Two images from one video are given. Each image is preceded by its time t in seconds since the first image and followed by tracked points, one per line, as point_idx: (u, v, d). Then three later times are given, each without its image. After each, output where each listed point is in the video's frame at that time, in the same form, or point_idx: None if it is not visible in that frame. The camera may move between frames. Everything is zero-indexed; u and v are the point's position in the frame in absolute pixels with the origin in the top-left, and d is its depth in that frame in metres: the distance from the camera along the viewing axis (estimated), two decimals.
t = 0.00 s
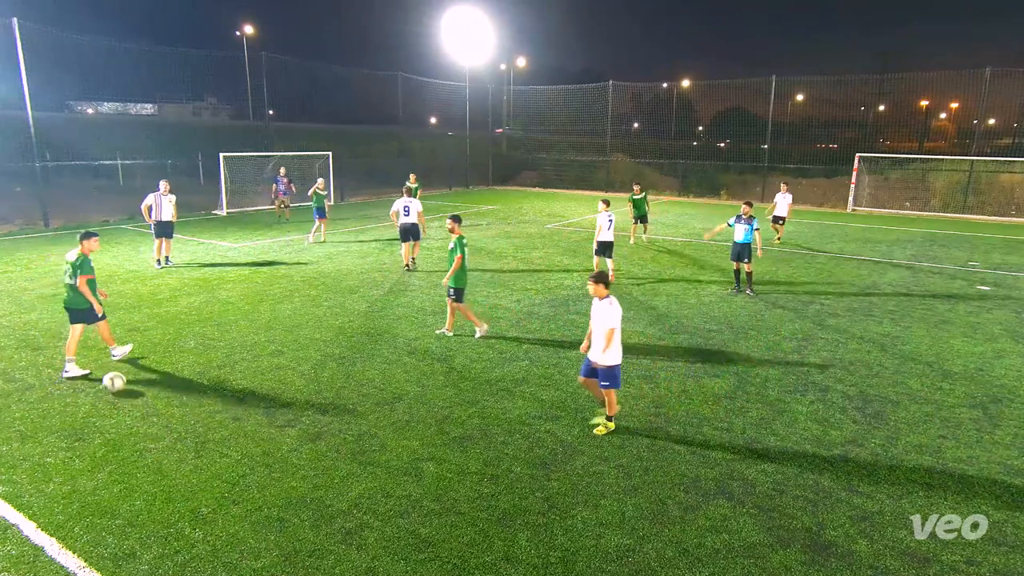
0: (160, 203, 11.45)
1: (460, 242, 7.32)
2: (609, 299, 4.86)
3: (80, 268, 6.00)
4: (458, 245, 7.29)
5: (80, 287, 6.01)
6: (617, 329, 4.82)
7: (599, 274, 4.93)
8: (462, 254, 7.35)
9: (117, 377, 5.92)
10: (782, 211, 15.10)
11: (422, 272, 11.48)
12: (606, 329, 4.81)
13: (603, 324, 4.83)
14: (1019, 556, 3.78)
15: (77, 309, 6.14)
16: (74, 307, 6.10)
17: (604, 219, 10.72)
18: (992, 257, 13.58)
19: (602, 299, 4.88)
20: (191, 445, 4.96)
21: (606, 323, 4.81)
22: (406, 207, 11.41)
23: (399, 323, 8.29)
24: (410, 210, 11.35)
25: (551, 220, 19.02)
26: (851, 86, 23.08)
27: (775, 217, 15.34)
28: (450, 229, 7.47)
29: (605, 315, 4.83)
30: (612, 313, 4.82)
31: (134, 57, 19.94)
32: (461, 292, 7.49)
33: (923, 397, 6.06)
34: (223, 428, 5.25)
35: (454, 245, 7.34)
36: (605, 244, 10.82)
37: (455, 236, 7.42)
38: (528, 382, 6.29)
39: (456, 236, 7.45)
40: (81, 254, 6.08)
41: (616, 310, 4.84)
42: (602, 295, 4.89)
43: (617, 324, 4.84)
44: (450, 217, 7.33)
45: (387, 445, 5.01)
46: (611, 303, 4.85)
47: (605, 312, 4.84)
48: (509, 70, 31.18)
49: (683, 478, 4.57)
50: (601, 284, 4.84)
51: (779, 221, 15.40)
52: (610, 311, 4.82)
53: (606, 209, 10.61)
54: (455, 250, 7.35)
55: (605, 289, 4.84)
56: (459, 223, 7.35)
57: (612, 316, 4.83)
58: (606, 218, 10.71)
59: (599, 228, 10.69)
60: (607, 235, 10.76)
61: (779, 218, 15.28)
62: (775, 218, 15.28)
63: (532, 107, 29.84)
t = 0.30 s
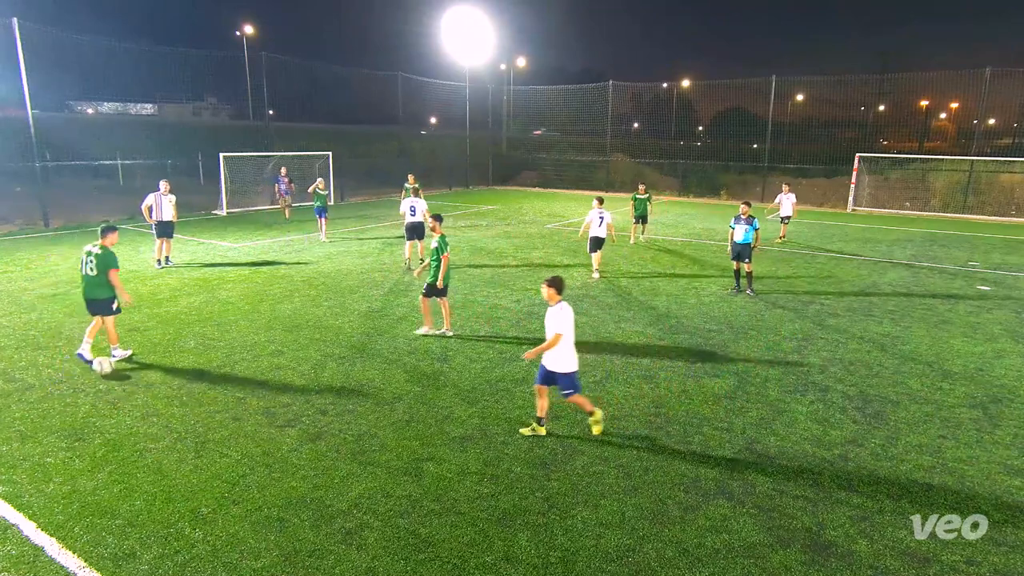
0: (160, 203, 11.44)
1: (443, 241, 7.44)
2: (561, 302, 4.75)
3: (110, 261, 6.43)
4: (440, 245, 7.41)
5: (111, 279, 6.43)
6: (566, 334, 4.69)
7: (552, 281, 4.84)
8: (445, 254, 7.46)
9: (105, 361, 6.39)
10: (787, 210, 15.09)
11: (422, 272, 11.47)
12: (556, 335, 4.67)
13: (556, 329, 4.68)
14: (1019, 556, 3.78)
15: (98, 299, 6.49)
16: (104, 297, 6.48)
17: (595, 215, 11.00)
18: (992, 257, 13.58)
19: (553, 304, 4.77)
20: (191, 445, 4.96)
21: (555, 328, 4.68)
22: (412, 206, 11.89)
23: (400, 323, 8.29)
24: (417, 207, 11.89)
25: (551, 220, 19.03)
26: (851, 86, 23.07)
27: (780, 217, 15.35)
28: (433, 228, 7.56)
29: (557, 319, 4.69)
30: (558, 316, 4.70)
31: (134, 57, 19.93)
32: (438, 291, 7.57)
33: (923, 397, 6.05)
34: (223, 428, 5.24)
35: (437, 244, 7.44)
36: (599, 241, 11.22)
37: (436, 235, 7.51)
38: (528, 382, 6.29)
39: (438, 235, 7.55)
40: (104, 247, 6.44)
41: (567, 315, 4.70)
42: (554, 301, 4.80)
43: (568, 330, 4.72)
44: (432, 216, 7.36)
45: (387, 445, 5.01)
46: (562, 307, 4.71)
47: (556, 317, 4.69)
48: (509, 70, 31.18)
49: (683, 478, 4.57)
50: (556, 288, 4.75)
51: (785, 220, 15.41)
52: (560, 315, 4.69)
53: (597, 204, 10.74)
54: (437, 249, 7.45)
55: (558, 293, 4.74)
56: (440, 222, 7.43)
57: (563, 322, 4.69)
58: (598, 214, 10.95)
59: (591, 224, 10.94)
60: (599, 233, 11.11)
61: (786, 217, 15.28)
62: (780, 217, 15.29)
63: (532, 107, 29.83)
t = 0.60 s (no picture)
0: (160, 203, 11.43)
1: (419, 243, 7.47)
2: (516, 303, 4.81)
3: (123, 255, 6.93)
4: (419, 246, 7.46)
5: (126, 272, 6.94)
6: (529, 334, 4.74)
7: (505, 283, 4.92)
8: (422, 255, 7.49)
9: (98, 346, 6.74)
10: (792, 210, 15.09)
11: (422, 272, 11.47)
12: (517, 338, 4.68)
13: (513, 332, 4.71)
14: (1019, 556, 3.78)
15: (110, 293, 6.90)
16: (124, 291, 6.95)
17: (591, 211, 11.15)
18: (992, 257, 13.58)
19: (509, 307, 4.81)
20: (191, 445, 4.96)
21: (514, 331, 4.69)
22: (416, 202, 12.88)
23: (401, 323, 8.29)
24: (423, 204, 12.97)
25: (551, 220, 19.04)
26: (851, 85, 23.08)
27: (787, 216, 15.35)
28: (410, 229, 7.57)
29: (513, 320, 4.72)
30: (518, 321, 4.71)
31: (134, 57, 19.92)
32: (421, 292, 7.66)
33: (923, 397, 6.05)
34: (223, 428, 5.25)
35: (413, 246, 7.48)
36: (593, 237, 11.72)
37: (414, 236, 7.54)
38: (529, 382, 6.29)
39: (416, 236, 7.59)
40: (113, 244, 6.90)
41: (522, 317, 4.73)
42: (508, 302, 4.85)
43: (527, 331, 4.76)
44: (410, 218, 7.30)
45: (387, 445, 5.01)
46: (518, 308, 4.76)
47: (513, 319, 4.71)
48: (509, 70, 31.19)
49: (683, 478, 4.57)
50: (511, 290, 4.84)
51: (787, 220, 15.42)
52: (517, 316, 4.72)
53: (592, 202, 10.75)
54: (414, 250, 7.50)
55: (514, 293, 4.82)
56: (417, 223, 7.45)
57: (519, 324, 4.71)
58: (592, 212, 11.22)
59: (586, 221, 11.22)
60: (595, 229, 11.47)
61: (790, 217, 15.26)
62: (785, 216, 15.28)
63: (532, 107, 29.84)
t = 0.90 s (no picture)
0: (160, 203, 11.43)
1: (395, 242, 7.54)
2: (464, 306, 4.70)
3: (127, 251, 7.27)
4: (397, 244, 7.55)
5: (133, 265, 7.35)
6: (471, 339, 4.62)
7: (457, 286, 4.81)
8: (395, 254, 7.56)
9: (94, 336, 7.12)
10: (796, 210, 15.09)
11: (423, 272, 11.48)
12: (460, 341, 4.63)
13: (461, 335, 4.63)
14: (1019, 556, 3.78)
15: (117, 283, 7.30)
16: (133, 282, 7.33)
17: (586, 210, 11.57)
18: (993, 257, 13.57)
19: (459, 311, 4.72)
20: (191, 445, 4.96)
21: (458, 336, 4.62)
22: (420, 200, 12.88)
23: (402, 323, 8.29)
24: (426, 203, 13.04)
25: (551, 220, 19.05)
26: (851, 85, 23.07)
27: (792, 216, 15.33)
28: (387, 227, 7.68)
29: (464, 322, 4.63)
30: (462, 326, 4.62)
31: (133, 57, 19.91)
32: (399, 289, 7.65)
33: (923, 397, 6.05)
34: (223, 428, 5.25)
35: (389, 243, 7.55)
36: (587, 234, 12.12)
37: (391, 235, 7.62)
38: (529, 382, 6.29)
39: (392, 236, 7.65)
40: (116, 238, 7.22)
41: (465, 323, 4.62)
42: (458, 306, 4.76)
43: (476, 333, 4.66)
44: (388, 217, 7.51)
45: (387, 445, 5.01)
46: (464, 311, 4.66)
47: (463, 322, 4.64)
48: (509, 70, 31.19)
49: (683, 478, 4.57)
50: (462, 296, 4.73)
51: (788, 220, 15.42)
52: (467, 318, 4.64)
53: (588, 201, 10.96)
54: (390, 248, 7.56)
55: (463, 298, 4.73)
56: (394, 222, 7.63)
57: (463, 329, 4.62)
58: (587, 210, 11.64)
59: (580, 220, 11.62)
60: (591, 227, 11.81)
61: (793, 217, 15.24)
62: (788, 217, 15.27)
63: (532, 107, 29.84)
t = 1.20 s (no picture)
0: (159, 203, 11.43)
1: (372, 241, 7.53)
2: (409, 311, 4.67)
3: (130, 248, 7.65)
4: (373, 243, 7.52)
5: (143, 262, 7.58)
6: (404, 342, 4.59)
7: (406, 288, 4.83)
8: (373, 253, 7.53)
9: (89, 327, 7.48)
10: (798, 208, 15.08)
11: (423, 272, 11.48)
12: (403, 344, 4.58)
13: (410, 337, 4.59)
14: (1019, 556, 3.77)
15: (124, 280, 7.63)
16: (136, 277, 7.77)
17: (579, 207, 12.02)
18: (992, 257, 13.57)
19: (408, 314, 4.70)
20: (191, 445, 4.96)
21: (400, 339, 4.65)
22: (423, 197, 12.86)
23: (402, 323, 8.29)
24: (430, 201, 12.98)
25: (551, 220, 19.05)
26: (851, 85, 23.07)
27: (792, 216, 15.33)
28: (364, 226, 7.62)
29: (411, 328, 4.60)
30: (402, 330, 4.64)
31: (133, 57, 19.91)
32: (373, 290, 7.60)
33: (923, 397, 6.05)
34: (222, 428, 5.24)
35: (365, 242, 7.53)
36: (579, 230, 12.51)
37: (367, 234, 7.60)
38: (528, 382, 6.29)
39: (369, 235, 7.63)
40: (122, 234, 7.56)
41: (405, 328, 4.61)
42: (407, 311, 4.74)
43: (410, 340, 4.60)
44: (364, 216, 7.47)
45: (387, 445, 5.01)
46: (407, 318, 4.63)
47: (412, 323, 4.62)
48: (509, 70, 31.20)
49: (683, 478, 4.57)
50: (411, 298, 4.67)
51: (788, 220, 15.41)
52: (417, 320, 4.63)
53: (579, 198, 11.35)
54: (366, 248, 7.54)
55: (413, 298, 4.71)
56: (369, 222, 7.54)
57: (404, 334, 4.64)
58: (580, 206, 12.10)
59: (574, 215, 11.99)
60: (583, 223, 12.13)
61: (794, 216, 15.24)
62: (789, 216, 15.28)
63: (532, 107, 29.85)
